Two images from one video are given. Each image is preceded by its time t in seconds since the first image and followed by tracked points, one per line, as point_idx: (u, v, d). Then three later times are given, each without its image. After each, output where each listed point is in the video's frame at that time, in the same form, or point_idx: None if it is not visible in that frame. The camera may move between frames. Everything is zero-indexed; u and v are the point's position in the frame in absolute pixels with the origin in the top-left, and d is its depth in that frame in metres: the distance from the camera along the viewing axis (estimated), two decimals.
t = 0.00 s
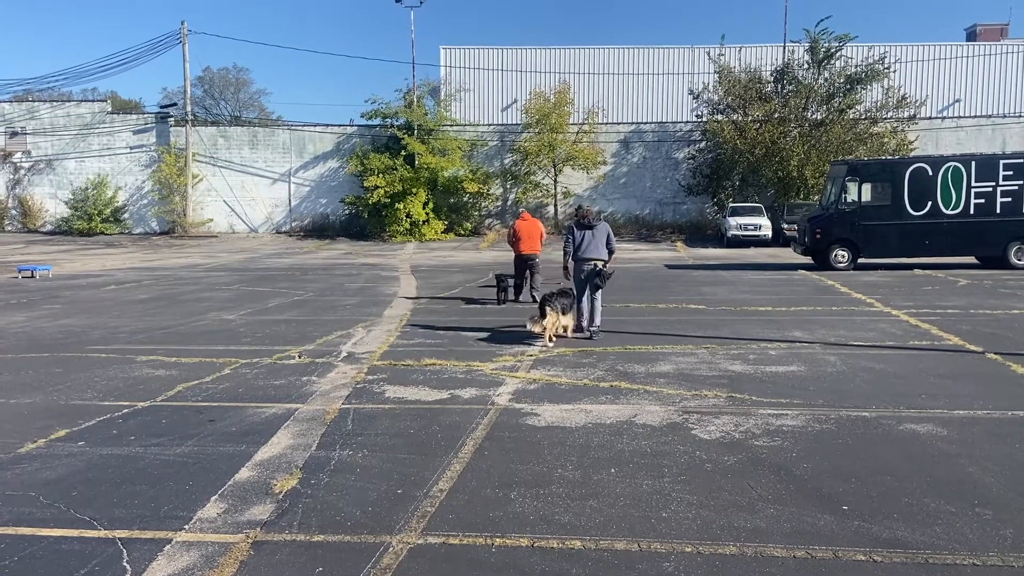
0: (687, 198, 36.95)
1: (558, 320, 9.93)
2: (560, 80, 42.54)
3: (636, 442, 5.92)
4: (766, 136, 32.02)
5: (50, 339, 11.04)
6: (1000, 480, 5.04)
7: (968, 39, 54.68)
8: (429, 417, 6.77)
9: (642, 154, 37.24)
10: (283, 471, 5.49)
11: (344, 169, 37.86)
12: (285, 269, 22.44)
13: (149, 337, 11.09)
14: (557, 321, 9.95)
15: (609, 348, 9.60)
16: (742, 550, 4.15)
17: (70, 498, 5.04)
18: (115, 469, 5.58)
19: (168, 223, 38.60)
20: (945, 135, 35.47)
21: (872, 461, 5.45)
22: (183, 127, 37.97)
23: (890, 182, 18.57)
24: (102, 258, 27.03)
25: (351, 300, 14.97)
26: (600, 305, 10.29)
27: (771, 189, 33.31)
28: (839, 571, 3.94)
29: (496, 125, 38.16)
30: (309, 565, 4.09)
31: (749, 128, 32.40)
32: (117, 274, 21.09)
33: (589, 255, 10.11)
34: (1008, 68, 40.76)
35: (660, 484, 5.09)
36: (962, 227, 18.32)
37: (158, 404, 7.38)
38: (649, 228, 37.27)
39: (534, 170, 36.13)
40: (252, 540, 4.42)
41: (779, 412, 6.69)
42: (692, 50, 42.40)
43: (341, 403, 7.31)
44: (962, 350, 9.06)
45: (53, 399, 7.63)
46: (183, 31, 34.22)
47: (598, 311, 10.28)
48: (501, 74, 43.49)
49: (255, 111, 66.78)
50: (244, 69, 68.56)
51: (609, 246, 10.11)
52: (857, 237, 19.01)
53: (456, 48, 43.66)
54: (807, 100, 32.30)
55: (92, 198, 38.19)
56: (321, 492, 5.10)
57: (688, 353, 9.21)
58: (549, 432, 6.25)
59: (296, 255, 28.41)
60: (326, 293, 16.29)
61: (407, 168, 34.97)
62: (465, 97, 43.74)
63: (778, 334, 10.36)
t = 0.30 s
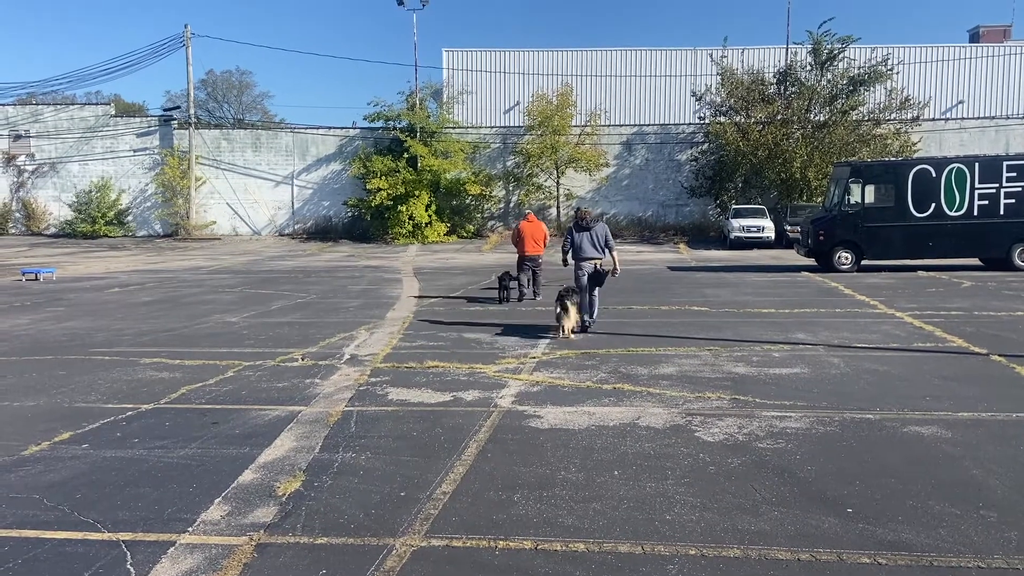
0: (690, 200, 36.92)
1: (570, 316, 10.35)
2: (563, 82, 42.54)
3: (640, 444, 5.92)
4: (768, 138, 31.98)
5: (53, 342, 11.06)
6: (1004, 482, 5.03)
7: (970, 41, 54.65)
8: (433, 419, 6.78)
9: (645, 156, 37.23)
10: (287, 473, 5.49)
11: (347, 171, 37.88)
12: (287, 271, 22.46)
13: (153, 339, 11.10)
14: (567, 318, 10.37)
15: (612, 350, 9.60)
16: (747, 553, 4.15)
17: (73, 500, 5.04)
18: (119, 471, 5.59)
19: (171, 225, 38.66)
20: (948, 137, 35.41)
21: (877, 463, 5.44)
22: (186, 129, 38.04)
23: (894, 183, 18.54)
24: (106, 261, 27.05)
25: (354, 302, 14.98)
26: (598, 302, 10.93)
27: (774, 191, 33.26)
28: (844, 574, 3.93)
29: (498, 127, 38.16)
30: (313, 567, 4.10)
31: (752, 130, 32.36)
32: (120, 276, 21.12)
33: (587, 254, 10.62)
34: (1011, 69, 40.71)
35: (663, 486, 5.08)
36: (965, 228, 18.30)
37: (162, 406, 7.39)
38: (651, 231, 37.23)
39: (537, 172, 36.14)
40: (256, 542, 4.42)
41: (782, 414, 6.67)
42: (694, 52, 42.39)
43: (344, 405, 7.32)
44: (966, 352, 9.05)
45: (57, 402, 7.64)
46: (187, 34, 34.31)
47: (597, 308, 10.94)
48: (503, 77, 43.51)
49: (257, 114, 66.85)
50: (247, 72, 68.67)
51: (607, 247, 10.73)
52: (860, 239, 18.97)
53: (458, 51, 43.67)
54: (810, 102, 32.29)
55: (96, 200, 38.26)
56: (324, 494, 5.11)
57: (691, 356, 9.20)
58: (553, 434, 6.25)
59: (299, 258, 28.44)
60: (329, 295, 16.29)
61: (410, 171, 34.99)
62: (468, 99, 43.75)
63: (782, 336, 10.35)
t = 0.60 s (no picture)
0: (692, 201, 36.90)
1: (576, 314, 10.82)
2: (566, 83, 42.54)
3: (642, 446, 5.91)
4: (771, 139, 31.94)
5: (56, 343, 11.08)
6: (1008, 484, 5.02)
7: (973, 42, 54.59)
8: (435, 420, 6.78)
9: (647, 157, 37.20)
10: (289, 475, 5.50)
11: (349, 173, 37.91)
12: (290, 273, 22.48)
13: (156, 341, 11.11)
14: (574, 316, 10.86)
15: (615, 352, 9.59)
16: (750, 555, 4.14)
17: (76, 502, 5.05)
18: (122, 473, 5.60)
19: (174, 227, 38.71)
20: (951, 137, 35.36)
21: (881, 464, 5.42)
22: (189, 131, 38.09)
23: (897, 184, 18.51)
24: (109, 262, 27.10)
25: (357, 304, 15.00)
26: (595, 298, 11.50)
27: (777, 192, 33.23)
28: None
29: (501, 128, 38.16)
30: (315, 569, 4.09)
31: (754, 131, 32.32)
32: (124, 278, 21.13)
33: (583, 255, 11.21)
34: (1014, 69, 40.65)
35: (666, 488, 5.07)
36: (968, 229, 18.27)
37: (165, 408, 7.39)
38: (654, 232, 37.20)
39: (540, 173, 36.14)
40: (259, 544, 4.42)
41: (785, 416, 6.66)
42: (697, 52, 42.35)
43: (347, 407, 7.32)
44: (969, 353, 9.04)
45: (60, 403, 7.66)
46: (189, 36, 34.35)
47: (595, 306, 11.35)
48: (505, 78, 43.51)
49: (260, 116, 66.93)
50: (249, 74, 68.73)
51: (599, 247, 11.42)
52: (863, 240, 18.92)
53: (460, 53, 43.70)
54: (813, 103, 32.30)
55: (99, 202, 38.32)
56: (326, 496, 5.11)
57: (694, 357, 9.18)
58: (555, 435, 6.25)
59: (301, 259, 28.46)
60: (331, 296, 16.30)
61: (413, 172, 35.00)
62: (471, 101, 43.75)
63: (785, 337, 10.34)
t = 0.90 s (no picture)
0: (695, 201, 36.88)
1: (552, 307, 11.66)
2: (568, 83, 42.56)
3: (646, 446, 5.91)
4: (773, 139, 31.91)
5: (60, 343, 11.11)
6: (1012, 484, 5.01)
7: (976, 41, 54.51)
8: (438, 420, 6.79)
9: (650, 157, 37.18)
10: (292, 475, 5.50)
11: (352, 173, 37.94)
12: (292, 273, 22.50)
13: (159, 341, 11.14)
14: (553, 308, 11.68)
15: (617, 352, 9.58)
16: (753, 555, 4.13)
17: (80, 502, 5.06)
18: (126, 473, 5.61)
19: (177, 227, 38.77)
20: (954, 137, 35.31)
21: (885, 464, 5.41)
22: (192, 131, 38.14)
23: (900, 184, 18.47)
24: (112, 263, 27.15)
25: (360, 304, 15.02)
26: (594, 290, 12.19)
27: (779, 192, 33.19)
28: None
29: (503, 128, 38.16)
30: (319, 569, 4.10)
31: (757, 131, 32.29)
32: (127, 279, 21.15)
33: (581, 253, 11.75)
34: (1017, 69, 40.58)
35: (669, 488, 5.07)
36: (971, 229, 18.24)
37: (168, 408, 7.40)
38: (657, 232, 37.19)
39: (542, 173, 36.17)
40: (262, 544, 4.42)
41: (789, 416, 6.65)
42: (699, 52, 42.34)
43: (350, 407, 7.33)
44: (973, 353, 9.02)
45: (64, 403, 7.68)
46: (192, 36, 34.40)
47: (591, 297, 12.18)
48: (508, 78, 43.51)
49: (263, 116, 67.05)
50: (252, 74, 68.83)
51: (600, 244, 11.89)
52: (866, 240, 18.89)
53: (463, 53, 43.74)
54: (815, 102, 32.26)
55: (102, 202, 38.39)
56: (330, 495, 5.11)
57: (696, 357, 9.18)
58: (558, 435, 6.25)
59: (304, 259, 28.49)
60: (335, 296, 16.32)
61: (415, 172, 35.02)
62: (473, 101, 43.80)
63: (788, 337, 10.33)
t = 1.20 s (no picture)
0: (700, 201, 36.82)
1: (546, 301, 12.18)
2: (573, 83, 42.55)
3: (651, 445, 5.90)
4: (778, 138, 31.83)
5: (66, 343, 11.13)
6: (1019, 484, 4.99)
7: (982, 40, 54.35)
8: (443, 419, 6.79)
9: (655, 156, 37.13)
10: (298, 474, 5.51)
11: (356, 173, 37.97)
12: (297, 272, 22.54)
13: (165, 341, 11.17)
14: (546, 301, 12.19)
15: (622, 351, 9.57)
16: (758, 555, 4.13)
17: (87, 501, 5.08)
18: (132, 472, 5.62)
19: (183, 227, 38.87)
20: (960, 135, 35.19)
21: (890, 464, 5.40)
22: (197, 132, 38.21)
23: (906, 182, 18.42)
24: (118, 262, 27.22)
25: (365, 303, 15.03)
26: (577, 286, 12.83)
27: (784, 191, 33.15)
28: None
29: (508, 128, 38.13)
30: (324, 568, 4.11)
31: (762, 130, 32.20)
32: (133, 279, 21.18)
33: (568, 250, 12.42)
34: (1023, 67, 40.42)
35: (674, 487, 5.07)
36: (977, 228, 18.18)
37: (174, 407, 7.43)
38: (662, 231, 37.16)
39: (547, 173, 36.27)
40: (268, 543, 4.43)
41: (794, 415, 6.64)
42: (704, 51, 42.29)
43: (355, 406, 7.34)
44: (979, 352, 8.99)
45: (70, 402, 7.71)
46: (197, 37, 34.46)
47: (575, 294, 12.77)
48: (513, 78, 43.50)
49: (268, 117, 67.18)
50: (257, 74, 68.94)
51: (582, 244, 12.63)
52: (871, 238, 18.83)
53: (467, 53, 43.76)
54: (821, 101, 32.18)
55: (108, 203, 38.51)
56: (335, 495, 5.12)
57: (701, 356, 9.16)
58: (563, 435, 6.25)
59: (309, 259, 28.53)
60: (339, 296, 16.34)
61: (420, 172, 35.05)
62: (478, 100, 43.81)
63: (793, 337, 10.30)
